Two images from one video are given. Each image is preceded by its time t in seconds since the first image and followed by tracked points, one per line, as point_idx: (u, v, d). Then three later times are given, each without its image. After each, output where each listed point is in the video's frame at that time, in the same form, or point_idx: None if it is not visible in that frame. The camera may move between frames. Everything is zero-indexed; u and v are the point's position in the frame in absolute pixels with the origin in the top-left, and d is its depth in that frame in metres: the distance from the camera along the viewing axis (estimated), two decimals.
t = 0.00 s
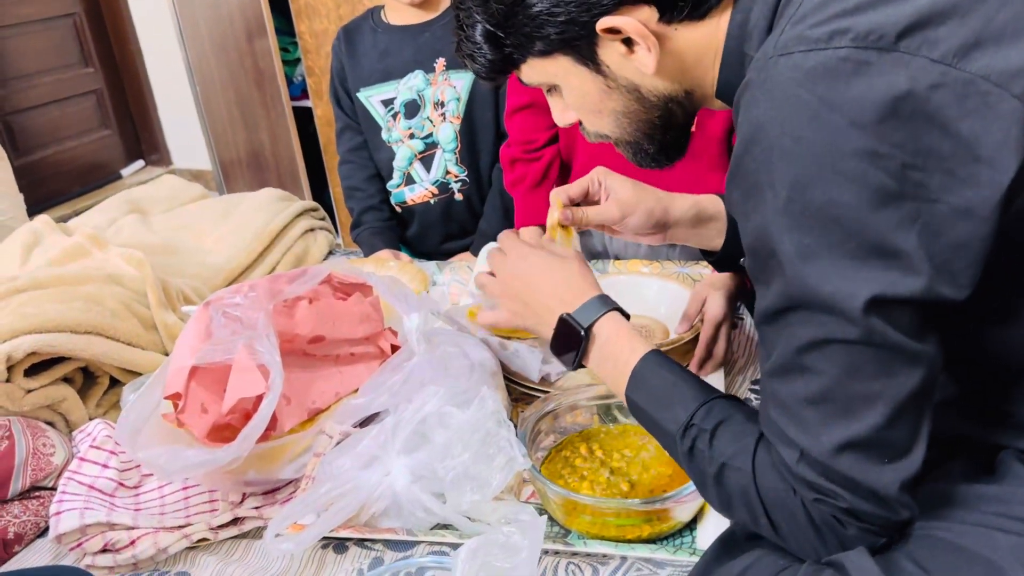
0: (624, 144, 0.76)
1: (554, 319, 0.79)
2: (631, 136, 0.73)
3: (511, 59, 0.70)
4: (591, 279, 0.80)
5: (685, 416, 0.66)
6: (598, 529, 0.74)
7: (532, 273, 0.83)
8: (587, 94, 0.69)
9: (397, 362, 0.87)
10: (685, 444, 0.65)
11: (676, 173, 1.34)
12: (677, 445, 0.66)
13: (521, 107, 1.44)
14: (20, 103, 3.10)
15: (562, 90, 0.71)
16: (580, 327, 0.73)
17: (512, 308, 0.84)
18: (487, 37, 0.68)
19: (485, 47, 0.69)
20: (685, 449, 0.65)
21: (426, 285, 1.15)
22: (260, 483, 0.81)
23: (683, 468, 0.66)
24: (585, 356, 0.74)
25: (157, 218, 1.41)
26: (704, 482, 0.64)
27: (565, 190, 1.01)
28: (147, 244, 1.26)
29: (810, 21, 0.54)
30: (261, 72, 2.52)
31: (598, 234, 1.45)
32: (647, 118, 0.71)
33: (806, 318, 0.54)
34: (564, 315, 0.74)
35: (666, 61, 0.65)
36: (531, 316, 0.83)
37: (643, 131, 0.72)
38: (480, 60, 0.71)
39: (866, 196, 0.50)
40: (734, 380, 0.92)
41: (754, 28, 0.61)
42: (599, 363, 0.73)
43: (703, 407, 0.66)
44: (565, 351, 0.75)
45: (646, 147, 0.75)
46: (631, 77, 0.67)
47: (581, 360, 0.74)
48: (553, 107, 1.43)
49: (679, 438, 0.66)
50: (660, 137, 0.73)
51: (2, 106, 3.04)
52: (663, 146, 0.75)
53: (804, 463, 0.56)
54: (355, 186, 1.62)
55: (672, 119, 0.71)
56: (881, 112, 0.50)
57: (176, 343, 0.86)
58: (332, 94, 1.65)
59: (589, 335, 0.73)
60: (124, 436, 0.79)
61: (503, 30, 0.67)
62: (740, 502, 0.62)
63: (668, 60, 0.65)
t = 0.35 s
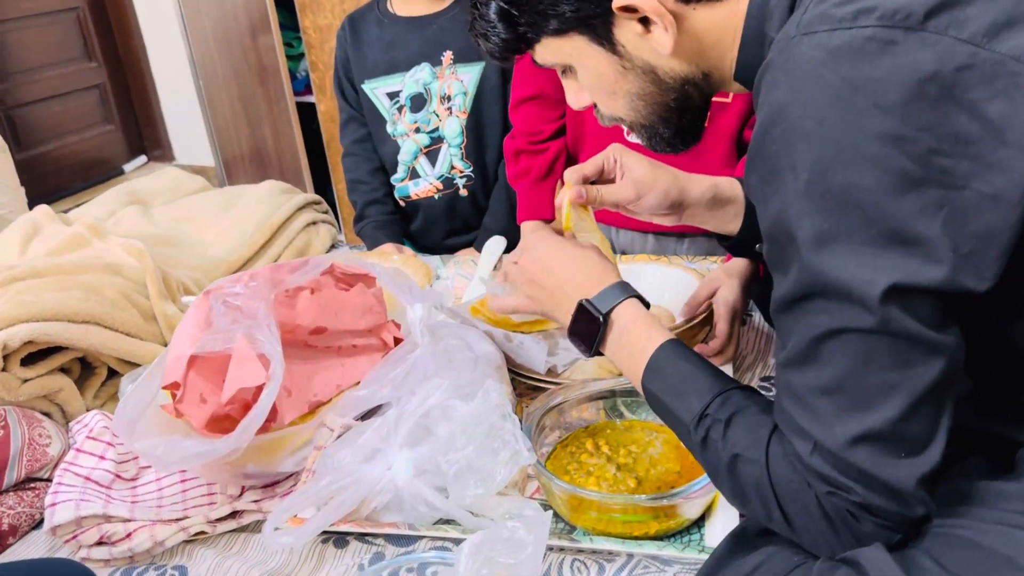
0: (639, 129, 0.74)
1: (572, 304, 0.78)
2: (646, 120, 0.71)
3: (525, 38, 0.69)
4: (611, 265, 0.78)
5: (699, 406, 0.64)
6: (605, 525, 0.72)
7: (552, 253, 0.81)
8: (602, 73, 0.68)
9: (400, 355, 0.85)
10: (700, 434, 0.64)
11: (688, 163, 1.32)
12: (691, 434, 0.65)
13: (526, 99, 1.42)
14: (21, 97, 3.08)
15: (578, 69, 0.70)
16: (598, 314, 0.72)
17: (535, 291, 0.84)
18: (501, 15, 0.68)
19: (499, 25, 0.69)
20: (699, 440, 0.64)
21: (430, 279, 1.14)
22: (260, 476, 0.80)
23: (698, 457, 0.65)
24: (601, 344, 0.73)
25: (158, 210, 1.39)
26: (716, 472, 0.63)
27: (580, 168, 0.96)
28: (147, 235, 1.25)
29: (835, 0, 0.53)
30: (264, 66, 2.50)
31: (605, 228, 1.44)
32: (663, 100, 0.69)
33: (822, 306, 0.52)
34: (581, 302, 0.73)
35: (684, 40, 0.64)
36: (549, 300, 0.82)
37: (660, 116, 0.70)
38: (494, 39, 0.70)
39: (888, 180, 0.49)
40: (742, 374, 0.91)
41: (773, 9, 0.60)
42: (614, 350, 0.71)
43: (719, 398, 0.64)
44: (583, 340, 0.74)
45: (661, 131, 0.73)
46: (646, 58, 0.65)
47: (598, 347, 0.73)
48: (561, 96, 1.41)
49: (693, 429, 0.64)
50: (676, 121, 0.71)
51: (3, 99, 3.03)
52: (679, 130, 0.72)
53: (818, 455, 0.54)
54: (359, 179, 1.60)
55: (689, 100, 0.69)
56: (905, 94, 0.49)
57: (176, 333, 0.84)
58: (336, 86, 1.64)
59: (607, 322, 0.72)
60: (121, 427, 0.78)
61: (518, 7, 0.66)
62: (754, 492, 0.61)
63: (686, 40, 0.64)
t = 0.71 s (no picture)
0: (631, 144, 0.73)
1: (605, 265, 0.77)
2: (637, 137, 0.71)
3: (521, 45, 0.68)
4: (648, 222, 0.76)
5: (717, 399, 0.64)
6: (607, 530, 0.71)
7: (585, 207, 0.79)
8: (593, 86, 0.67)
9: (403, 356, 0.85)
10: (712, 429, 0.64)
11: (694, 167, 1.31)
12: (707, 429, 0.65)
13: (533, 102, 1.42)
14: (28, 96, 3.09)
15: (570, 81, 0.69)
16: (627, 283, 0.71)
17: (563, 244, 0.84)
18: (499, 21, 0.67)
19: (496, 31, 0.68)
20: (714, 432, 0.64)
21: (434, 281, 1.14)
22: (261, 477, 0.79)
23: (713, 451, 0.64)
24: (626, 310, 0.72)
25: (163, 209, 1.39)
26: (730, 465, 0.63)
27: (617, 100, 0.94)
28: (151, 234, 1.24)
29: (829, 8, 0.53)
30: (270, 67, 2.50)
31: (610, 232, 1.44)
32: (654, 116, 0.68)
33: (822, 311, 0.52)
34: (612, 266, 0.72)
35: (674, 56, 0.63)
36: (582, 253, 0.81)
37: (650, 133, 0.70)
38: (490, 44, 0.70)
39: (884, 185, 0.48)
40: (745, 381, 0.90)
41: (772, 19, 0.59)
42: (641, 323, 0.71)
43: (742, 389, 0.64)
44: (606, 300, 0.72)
45: (655, 149, 0.72)
46: (637, 72, 0.65)
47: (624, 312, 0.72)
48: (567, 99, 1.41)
49: (711, 420, 0.64)
50: (666, 138, 0.70)
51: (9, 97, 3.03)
52: (671, 148, 0.72)
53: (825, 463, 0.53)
54: (364, 181, 1.60)
55: (680, 116, 0.69)
56: (900, 97, 0.49)
57: (179, 331, 0.84)
58: (341, 88, 1.64)
59: (636, 291, 0.71)
60: (122, 426, 0.77)
61: (515, 13, 0.65)
62: (766, 492, 0.60)
63: (676, 57, 0.64)
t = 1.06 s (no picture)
0: (630, 207, 0.75)
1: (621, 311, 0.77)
2: (635, 200, 0.73)
3: (530, 114, 0.70)
4: (662, 274, 0.77)
5: (724, 450, 0.66)
6: None
7: (602, 254, 0.80)
8: (593, 152, 0.69)
9: (416, 404, 0.88)
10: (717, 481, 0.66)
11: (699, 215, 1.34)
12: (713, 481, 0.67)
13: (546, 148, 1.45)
14: (45, 124, 3.15)
15: (573, 147, 0.71)
16: (638, 332, 0.72)
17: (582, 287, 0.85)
18: (510, 92, 0.69)
19: (507, 100, 0.70)
20: (717, 485, 0.66)
21: (444, 323, 1.15)
22: (274, 520, 0.82)
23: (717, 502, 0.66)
24: (636, 357, 0.73)
25: (180, 245, 1.42)
26: (733, 519, 0.65)
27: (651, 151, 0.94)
28: (167, 272, 1.27)
29: (813, 90, 0.55)
30: (284, 101, 2.55)
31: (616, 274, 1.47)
32: (651, 179, 0.70)
33: (813, 375, 0.53)
34: (623, 313, 0.74)
35: (667, 123, 0.66)
36: (599, 298, 0.83)
37: (648, 197, 0.72)
38: (502, 112, 0.72)
39: (867, 256, 0.50)
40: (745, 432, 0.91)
41: (762, 95, 0.62)
42: (648, 371, 0.73)
43: (745, 445, 0.66)
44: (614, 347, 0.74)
45: (650, 213, 0.74)
46: (636, 139, 0.67)
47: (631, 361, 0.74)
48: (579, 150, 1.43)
49: (716, 472, 0.66)
50: (662, 202, 0.73)
51: (26, 125, 3.09)
52: (666, 213, 0.74)
53: (822, 523, 0.55)
54: (378, 222, 1.64)
55: (677, 181, 0.71)
56: (879, 175, 0.50)
57: (200, 376, 0.86)
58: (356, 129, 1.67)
59: (645, 342, 0.73)
60: (143, 467, 0.80)
61: (523, 82, 0.67)
62: (766, 544, 0.62)
63: (668, 123, 0.66)
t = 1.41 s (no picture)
0: (650, 208, 0.77)
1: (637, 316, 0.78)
2: (656, 201, 0.74)
3: (555, 112, 0.72)
4: (680, 281, 0.78)
5: (740, 456, 0.67)
6: None
7: (624, 262, 0.81)
8: (617, 151, 0.71)
9: (432, 407, 0.89)
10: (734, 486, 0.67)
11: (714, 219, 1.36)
12: (729, 486, 0.67)
13: (569, 154, 1.47)
14: (61, 129, 3.18)
15: (597, 145, 0.72)
16: (654, 337, 0.74)
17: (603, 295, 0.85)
18: (536, 89, 0.70)
19: (532, 97, 0.71)
20: (734, 490, 0.66)
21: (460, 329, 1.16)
22: (291, 519, 0.82)
23: (733, 507, 0.67)
24: (648, 363, 0.74)
25: (199, 250, 1.44)
26: (749, 527, 0.65)
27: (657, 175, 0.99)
28: (187, 276, 1.29)
29: (843, 101, 0.56)
30: (300, 110, 2.57)
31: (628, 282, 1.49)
32: (674, 179, 0.72)
33: (836, 383, 0.54)
34: (638, 317, 0.75)
35: (693, 125, 0.68)
36: (615, 304, 0.83)
37: (669, 198, 0.74)
38: (527, 108, 0.73)
39: (893, 266, 0.51)
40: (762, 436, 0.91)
41: (787, 105, 0.64)
42: (663, 376, 0.74)
43: (762, 450, 0.66)
44: (628, 352, 0.75)
45: (672, 216, 0.76)
46: (660, 140, 0.69)
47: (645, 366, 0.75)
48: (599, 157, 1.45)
49: (733, 477, 0.67)
50: (683, 204, 0.74)
51: (43, 130, 3.12)
52: (687, 216, 0.76)
53: (841, 529, 0.56)
54: (394, 229, 1.65)
55: (698, 183, 0.72)
56: (906, 187, 0.52)
57: (220, 377, 0.87)
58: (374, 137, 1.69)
59: (661, 345, 0.74)
60: (161, 467, 0.81)
61: (549, 80, 0.69)
62: (782, 549, 0.63)
63: (695, 125, 0.68)
